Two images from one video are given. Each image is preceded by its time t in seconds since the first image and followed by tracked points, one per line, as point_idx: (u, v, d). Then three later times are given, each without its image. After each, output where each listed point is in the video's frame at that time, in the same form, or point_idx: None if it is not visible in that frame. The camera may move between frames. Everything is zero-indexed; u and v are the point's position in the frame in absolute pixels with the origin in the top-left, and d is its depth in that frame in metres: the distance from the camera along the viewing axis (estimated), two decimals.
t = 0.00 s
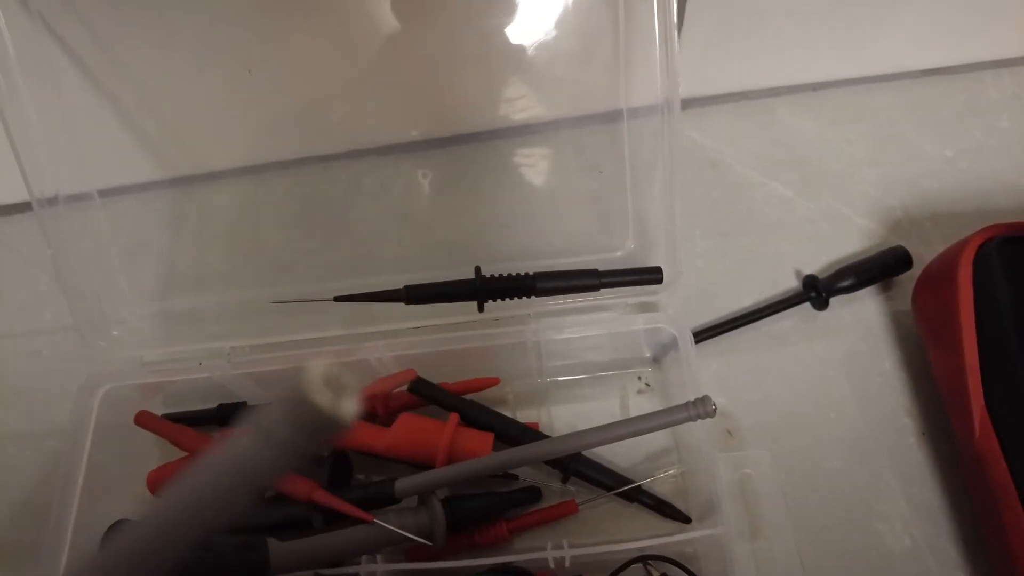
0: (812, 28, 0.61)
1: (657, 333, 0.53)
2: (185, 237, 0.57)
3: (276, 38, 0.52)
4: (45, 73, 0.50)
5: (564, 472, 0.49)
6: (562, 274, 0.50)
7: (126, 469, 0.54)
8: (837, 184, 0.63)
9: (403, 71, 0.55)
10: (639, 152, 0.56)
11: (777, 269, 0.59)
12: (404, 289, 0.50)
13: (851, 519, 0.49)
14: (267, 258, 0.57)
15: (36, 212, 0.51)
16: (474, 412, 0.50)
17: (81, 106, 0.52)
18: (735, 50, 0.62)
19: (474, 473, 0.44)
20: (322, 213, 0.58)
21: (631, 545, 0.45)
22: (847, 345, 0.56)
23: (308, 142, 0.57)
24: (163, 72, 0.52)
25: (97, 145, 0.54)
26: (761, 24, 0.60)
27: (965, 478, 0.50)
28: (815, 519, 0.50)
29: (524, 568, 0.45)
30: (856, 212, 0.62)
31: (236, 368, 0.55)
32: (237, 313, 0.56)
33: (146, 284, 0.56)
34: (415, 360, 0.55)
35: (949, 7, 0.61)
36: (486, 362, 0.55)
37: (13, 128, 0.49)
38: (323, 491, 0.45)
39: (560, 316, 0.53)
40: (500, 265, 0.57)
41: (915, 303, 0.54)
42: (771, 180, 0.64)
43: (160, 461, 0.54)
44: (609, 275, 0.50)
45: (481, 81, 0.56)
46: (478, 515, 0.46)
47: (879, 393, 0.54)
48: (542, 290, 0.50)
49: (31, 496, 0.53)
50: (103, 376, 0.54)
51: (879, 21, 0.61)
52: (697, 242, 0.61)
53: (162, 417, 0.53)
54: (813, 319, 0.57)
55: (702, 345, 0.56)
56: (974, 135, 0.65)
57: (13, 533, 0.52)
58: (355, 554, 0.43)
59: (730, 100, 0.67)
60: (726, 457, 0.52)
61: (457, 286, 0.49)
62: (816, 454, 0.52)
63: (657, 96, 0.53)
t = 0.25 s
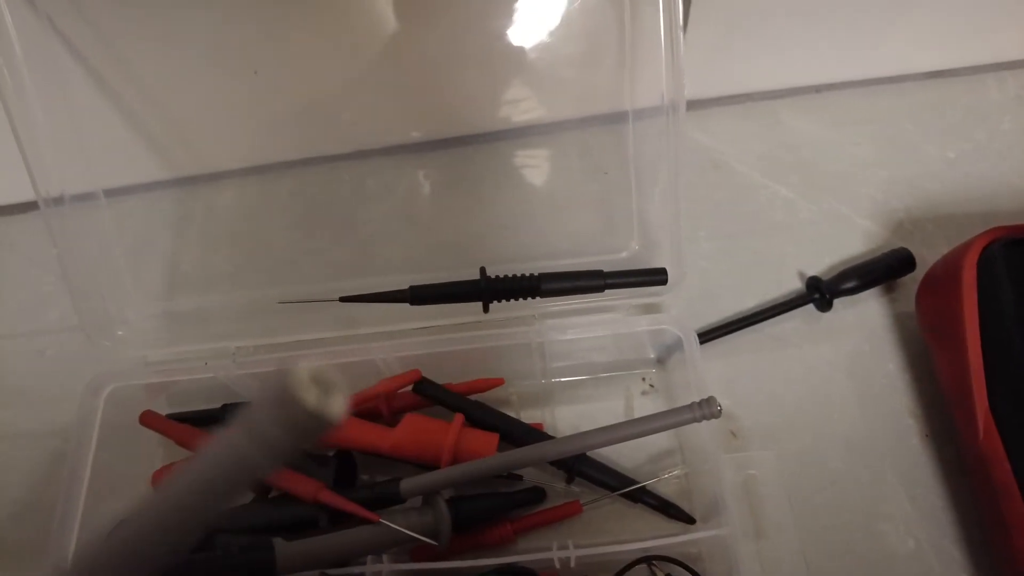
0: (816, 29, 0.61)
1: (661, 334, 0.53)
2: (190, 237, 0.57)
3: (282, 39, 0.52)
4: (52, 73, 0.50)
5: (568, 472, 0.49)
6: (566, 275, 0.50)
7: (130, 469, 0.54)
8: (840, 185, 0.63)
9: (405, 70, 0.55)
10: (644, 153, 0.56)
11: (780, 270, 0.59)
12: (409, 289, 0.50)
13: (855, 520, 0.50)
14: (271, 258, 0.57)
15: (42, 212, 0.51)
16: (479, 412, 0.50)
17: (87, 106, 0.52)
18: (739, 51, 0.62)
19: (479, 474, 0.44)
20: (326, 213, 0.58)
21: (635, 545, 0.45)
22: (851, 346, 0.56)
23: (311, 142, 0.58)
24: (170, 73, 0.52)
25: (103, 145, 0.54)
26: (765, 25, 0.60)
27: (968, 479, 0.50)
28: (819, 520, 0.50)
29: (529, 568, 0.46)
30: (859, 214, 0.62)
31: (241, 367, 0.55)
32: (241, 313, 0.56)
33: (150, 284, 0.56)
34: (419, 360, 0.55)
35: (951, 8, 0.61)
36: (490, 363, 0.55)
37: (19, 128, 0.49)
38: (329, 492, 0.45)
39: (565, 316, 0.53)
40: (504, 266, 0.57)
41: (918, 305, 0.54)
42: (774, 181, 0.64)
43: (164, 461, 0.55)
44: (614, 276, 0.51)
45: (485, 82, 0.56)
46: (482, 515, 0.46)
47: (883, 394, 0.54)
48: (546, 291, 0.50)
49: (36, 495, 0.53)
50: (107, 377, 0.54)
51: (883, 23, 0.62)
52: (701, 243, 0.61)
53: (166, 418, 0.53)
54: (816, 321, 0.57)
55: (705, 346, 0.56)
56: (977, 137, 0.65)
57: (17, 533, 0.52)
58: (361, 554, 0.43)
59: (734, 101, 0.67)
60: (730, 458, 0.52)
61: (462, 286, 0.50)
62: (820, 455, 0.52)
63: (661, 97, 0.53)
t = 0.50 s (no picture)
0: (822, 31, 0.61)
1: (667, 333, 0.53)
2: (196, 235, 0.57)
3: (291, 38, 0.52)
4: (61, 71, 0.50)
5: (574, 472, 0.49)
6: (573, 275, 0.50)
7: (135, 467, 0.54)
8: (845, 186, 0.64)
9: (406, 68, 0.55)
10: (651, 154, 0.56)
11: (786, 271, 0.59)
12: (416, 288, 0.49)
13: (862, 520, 0.50)
14: (277, 256, 0.57)
15: (50, 210, 0.51)
16: (485, 411, 0.50)
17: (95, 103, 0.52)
18: (744, 52, 0.62)
19: (486, 472, 0.44)
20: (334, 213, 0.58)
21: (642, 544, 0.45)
22: (857, 347, 0.56)
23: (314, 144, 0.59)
24: (179, 71, 0.53)
25: (111, 143, 0.54)
26: (771, 26, 0.60)
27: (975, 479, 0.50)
28: (826, 521, 0.50)
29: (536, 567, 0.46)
30: (865, 215, 0.62)
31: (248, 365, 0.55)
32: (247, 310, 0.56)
33: (157, 282, 0.56)
34: (426, 359, 0.55)
35: (956, 10, 0.61)
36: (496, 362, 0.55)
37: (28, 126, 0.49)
38: (336, 490, 0.45)
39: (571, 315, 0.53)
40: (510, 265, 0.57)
41: (925, 305, 0.54)
42: (779, 182, 0.64)
43: (170, 459, 0.54)
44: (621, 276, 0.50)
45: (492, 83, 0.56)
46: (489, 515, 0.46)
47: (890, 395, 0.54)
48: (553, 291, 0.50)
49: (42, 493, 0.53)
50: (113, 376, 0.54)
51: (888, 24, 0.62)
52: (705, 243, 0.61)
53: (172, 416, 0.53)
54: (822, 321, 0.57)
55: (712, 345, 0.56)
56: (982, 138, 0.65)
57: (23, 530, 0.52)
58: (367, 552, 0.43)
59: (739, 102, 0.68)
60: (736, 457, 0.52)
61: (468, 285, 0.49)
62: (827, 455, 0.52)
63: (669, 97, 0.53)
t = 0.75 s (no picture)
0: (826, 33, 0.61)
1: (669, 335, 0.53)
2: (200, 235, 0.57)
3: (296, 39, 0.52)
4: (65, 72, 0.50)
5: (577, 473, 0.49)
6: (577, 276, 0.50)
7: (138, 467, 0.54)
8: (847, 188, 0.64)
9: (405, 67, 0.55)
10: (655, 156, 0.56)
11: (789, 273, 0.59)
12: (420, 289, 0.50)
13: (864, 523, 0.50)
14: (281, 256, 0.57)
15: (54, 210, 0.51)
16: (488, 412, 0.50)
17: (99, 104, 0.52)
18: (747, 53, 0.62)
19: (490, 473, 0.44)
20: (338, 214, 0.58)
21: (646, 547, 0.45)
22: (859, 349, 0.56)
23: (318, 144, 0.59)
24: (183, 72, 0.53)
25: (115, 143, 0.54)
26: (774, 28, 0.60)
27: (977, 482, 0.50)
28: (829, 523, 0.50)
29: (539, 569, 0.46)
30: (868, 217, 0.62)
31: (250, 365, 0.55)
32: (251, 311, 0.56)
33: (160, 282, 0.56)
34: (429, 360, 0.55)
35: (959, 11, 0.61)
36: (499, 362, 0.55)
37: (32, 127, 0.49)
38: (339, 490, 0.45)
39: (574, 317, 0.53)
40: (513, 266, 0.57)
41: (928, 307, 0.54)
42: (782, 184, 0.64)
43: (172, 459, 0.55)
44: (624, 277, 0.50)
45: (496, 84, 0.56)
46: (492, 516, 0.46)
47: (892, 397, 0.54)
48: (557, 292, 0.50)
49: (44, 493, 0.53)
50: (116, 376, 0.54)
51: (891, 26, 0.62)
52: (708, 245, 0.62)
53: (175, 416, 0.53)
54: (825, 323, 0.57)
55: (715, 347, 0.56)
56: (984, 140, 0.65)
57: (25, 531, 0.52)
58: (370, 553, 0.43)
59: (742, 104, 0.68)
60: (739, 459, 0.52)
61: (472, 286, 0.49)
62: (829, 457, 0.52)
63: (673, 99, 0.54)
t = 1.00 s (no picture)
0: (832, 39, 0.62)
1: (674, 338, 0.54)
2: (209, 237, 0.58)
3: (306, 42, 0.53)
4: (77, 74, 0.51)
5: (582, 474, 0.49)
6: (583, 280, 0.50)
7: (145, 466, 0.55)
8: (851, 192, 0.64)
9: (411, 61, 0.54)
10: (661, 160, 0.57)
11: (793, 276, 0.60)
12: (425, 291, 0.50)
13: (868, 525, 0.50)
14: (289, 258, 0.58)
15: (65, 211, 0.52)
16: (494, 414, 0.51)
17: (110, 106, 0.53)
18: (753, 58, 0.63)
19: (496, 474, 0.45)
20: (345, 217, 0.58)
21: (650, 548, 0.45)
22: (863, 352, 0.56)
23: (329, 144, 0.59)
24: (194, 74, 0.53)
25: (125, 145, 0.54)
26: (782, 33, 0.60)
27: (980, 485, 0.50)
28: (833, 525, 0.50)
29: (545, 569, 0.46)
30: (872, 221, 0.62)
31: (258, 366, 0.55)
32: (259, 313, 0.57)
33: (169, 282, 0.56)
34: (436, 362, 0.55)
35: (964, 18, 0.62)
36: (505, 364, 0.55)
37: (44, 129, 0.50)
38: (348, 491, 0.44)
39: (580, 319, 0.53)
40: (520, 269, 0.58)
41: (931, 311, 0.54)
42: (786, 188, 0.64)
43: (180, 458, 0.55)
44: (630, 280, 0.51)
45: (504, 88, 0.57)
46: (499, 517, 0.47)
47: (896, 400, 0.54)
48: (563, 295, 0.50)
49: (53, 492, 0.53)
50: (125, 375, 0.54)
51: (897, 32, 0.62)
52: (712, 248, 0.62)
53: (183, 416, 0.53)
54: (829, 326, 0.58)
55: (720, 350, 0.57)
56: (987, 146, 0.66)
57: (34, 529, 0.52)
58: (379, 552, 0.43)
59: (747, 108, 0.68)
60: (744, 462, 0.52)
61: (478, 289, 0.50)
62: (833, 459, 0.52)
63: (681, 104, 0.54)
